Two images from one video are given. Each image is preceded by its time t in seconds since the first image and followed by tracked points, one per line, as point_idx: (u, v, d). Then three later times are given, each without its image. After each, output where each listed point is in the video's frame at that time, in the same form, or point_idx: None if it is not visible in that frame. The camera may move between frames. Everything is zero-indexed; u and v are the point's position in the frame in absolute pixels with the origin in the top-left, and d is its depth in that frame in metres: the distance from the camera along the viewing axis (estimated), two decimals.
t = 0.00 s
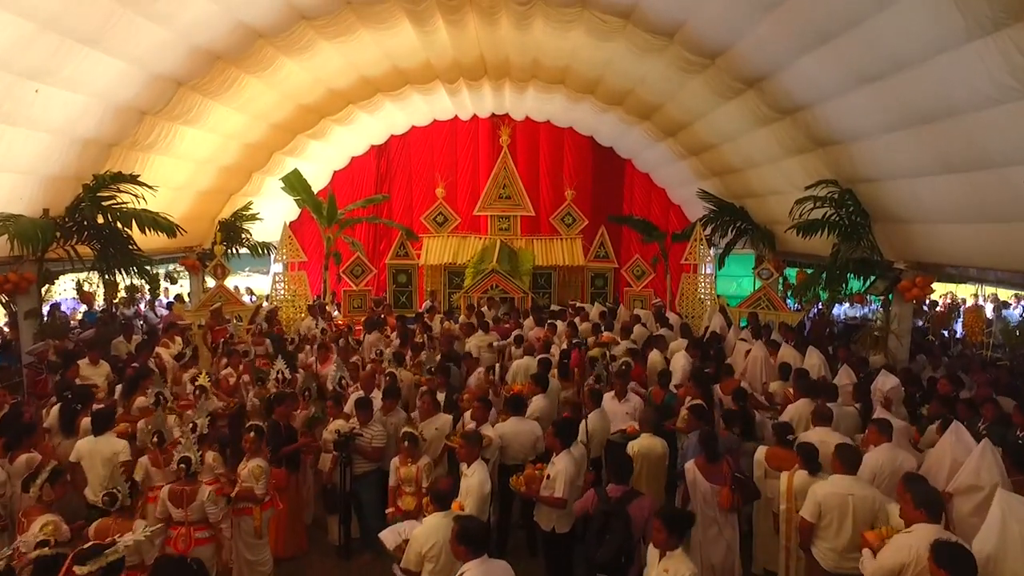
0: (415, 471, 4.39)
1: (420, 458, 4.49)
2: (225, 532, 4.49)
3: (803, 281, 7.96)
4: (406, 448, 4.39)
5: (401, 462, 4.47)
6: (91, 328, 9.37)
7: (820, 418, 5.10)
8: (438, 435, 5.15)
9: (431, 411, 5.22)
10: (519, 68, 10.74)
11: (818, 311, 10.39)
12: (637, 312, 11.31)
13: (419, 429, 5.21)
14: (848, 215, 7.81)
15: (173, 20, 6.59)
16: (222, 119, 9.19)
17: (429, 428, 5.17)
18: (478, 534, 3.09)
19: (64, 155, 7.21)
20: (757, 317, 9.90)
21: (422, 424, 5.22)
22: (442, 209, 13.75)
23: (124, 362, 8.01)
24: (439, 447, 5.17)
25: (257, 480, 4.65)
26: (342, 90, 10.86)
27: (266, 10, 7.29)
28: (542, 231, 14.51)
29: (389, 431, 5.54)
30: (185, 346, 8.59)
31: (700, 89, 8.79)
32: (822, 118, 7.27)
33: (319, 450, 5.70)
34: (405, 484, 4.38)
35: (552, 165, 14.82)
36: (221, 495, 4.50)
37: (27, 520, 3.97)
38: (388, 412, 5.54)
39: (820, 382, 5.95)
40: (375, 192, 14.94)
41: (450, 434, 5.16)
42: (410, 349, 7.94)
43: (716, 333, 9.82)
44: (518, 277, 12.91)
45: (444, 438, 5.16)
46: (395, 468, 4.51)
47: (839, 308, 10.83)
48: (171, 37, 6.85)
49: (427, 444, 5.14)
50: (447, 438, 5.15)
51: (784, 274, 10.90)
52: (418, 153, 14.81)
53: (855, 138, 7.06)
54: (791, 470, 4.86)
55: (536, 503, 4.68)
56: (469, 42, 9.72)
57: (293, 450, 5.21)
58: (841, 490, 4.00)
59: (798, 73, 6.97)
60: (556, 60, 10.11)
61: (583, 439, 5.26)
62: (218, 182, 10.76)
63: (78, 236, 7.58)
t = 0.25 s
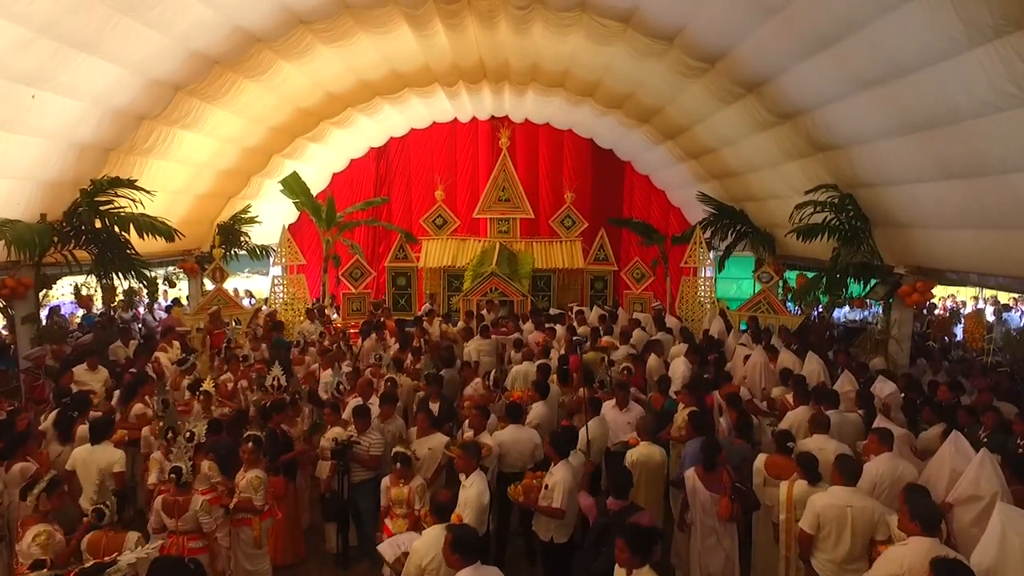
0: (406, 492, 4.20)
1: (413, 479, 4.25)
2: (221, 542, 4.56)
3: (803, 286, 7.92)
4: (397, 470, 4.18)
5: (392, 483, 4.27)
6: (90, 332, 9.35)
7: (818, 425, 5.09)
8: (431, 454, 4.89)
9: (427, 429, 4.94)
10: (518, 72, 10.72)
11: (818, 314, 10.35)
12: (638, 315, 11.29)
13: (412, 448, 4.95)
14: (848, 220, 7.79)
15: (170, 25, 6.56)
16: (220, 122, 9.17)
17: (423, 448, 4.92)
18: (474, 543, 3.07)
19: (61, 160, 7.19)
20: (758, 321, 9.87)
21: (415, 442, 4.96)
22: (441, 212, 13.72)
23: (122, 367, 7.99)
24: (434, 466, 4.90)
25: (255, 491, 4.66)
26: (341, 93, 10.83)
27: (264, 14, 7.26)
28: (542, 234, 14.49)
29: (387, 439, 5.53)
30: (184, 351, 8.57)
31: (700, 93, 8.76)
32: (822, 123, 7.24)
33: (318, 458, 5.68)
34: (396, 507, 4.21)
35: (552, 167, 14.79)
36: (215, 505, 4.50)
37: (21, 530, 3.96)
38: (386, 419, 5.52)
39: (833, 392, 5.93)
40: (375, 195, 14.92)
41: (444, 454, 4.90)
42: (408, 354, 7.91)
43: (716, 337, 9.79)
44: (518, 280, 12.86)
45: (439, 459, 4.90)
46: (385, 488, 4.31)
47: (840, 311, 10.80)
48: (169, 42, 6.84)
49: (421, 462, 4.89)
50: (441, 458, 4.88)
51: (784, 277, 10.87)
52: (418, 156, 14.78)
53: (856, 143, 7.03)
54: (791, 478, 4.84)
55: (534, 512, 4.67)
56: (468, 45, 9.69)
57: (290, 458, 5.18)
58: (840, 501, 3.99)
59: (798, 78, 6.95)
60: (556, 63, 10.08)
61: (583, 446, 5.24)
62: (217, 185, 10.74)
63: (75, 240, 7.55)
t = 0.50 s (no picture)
0: (393, 514, 4.02)
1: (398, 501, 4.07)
2: (217, 547, 4.66)
3: (804, 288, 7.91)
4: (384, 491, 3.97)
5: (379, 503, 4.10)
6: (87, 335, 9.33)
7: (818, 430, 5.06)
8: (426, 465, 4.68)
9: (422, 440, 4.76)
10: (518, 73, 10.68)
11: (818, 316, 10.32)
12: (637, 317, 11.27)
13: (407, 459, 4.75)
14: (848, 222, 7.76)
15: (169, 27, 6.54)
16: (219, 125, 9.15)
17: (418, 458, 4.70)
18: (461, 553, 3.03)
19: (58, 163, 7.16)
20: (757, 324, 9.85)
21: (410, 453, 4.75)
22: (441, 213, 13.69)
23: (119, 370, 7.97)
24: (428, 478, 4.69)
25: (253, 497, 4.64)
26: (340, 95, 10.80)
27: (263, 16, 7.23)
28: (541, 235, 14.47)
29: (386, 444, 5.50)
30: (182, 355, 8.55)
31: (700, 95, 8.73)
32: (823, 126, 7.21)
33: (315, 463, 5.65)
34: (384, 527, 4.02)
35: (551, 169, 14.76)
36: (212, 512, 4.57)
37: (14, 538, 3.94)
38: (383, 423, 5.50)
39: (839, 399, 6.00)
40: (374, 196, 14.89)
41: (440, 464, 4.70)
42: (407, 357, 7.89)
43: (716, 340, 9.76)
44: (517, 282, 12.82)
45: (434, 470, 4.68)
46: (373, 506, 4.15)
47: (840, 313, 10.78)
48: (167, 44, 6.81)
49: (414, 474, 4.69)
50: (436, 469, 4.67)
51: (784, 279, 10.84)
52: (417, 157, 14.75)
53: (856, 146, 7.01)
54: (789, 484, 4.84)
55: (532, 518, 4.66)
56: (467, 47, 9.66)
57: (287, 463, 5.16)
58: (838, 508, 3.97)
59: (798, 81, 6.93)
60: (555, 65, 10.05)
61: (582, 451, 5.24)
62: (215, 187, 10.71)
63: (73, 243, 7.52)
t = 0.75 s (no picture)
0: (370, 541, 3.75)
1: (374, 525, 3.81)
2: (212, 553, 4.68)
3: (804, 291, 7.90)
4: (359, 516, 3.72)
5: (354, 531, 3.81)
6: (84, 337, 9.29)
7: (819, 434, 5.01)
8: (419, 483, 4.53)
9: (415, 454, 4.60)
10: (517, 74, 10.64)
11: (819, 317, 10.28)
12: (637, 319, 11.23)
13: (400, 475, 4.60)
14: (848, 224, 7.72)
15: (165, 28, 6.50)
16: (216, 126, 9.11)
17: (410, 475, 4.56)
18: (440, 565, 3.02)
19: (54, 165, 7.11)
20: (758, 326, 9.81)
21: (402, 469, 4.59)
22: (440, 214, 13.65)
23: (116, 373, 7.92)
24: (422, 495, 4.55)
25: (249, 504, 4.61)
26: (338, 96, 10.77)
27: (259, 17, 7.20)
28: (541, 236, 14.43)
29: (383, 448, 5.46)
30: (180, 357, 8.51)
31: (700, 96, 8.69)
32: (823, 127, 7.16)
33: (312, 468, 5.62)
34: (360, 556, 3.76)
35: (551, 170, 14.72)
36: (207, 518, 4.48)
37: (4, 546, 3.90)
38: (380, 427, 5.46)
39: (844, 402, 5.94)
40: (373, 197, 14.85)
41: (433, 481, 4.54)
42: (405, 359, 7.85)
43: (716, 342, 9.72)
44: (516, 283, 12.76)
45: (427, 487, 4.53)
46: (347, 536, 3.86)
47: (840, 315, 10.75)
48: (163, 45, 6.77)
49: (407, 491, 4.57)
50: (429, 486, 4.52)
51: (783, 281, 10.80)
52: (416, 158, 14.71)
53: (857, 147, 6.96)
54: (789, 489, 4.82)
55: (530, 525, 4.63)
56: (466, 48, 9.62)
57: (283, 469, 5.12)
58: (837, 515, 3.93)
59: (799, 82, 6.89)
60: (554, 66, 10.01)
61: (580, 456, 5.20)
62: (213, 189, 10.66)
63: (69, 245, 7.48)
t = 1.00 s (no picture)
0: (350, 565, 3.57)
1: (355, 551, 3.67)
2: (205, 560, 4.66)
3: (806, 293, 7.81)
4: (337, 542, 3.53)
5: (333, 555, 3.64)
6: (80, 339, 9.21)
7: (822, 439, 4.93)
8: (410, 502, 4.37)
9: (405, 473, 4.41)
10: (516, 73, 10.57)
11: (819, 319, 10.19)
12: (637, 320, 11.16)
13: (389, 494, 4.42)
14: (850, 225, 7.64)
15: (158, 27, 6.42)
16: (213, 126, 9.04)
17: (400, 494, 4.39)
18: None
19: (47, 165, 7.04)
20: (759, 327, 9.73)
21: (392, 488, 4.42)
22: (439, 214, 13.57)
23: (110, 375, 7.84)
24: (414, 514, 4.39)
25: (242, 509, 4.54)
26: (336, 95, 10.68)
27: (254, 16, 7.12)
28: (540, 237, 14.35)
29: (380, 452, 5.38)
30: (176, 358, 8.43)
31: (700, 96, 8.61)
32: (825, 127, 7.08)
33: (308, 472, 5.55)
34: None
35: (550, 170, 14.64)
36: (200, 524, 4.60)
37: None
38: (377, 431, 5.39)
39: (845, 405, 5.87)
40: (371, 197, 14.77)
41: (425, 499, 4.39)
42: (402, 361, 7.77)
43: (717, 344, 9.64)
44: (515, 284, 12.68)
45: (419, 507, 4.38)
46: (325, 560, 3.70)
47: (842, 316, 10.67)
48: (157, 44, 6.69)
49: (398, 511, 4.38)
50: (421, 506, 4.37)
51: (784, 282, 10.72)
52: (415, 158, 14.63)
53: (859, 147, 6.88)
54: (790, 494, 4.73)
55: (528, 532, 4.55)
56: (464, 47, 9.54)
57: (277, 473, 5.04)
58: (839, 523, 3.86)
59: (800, 82, 6.81)
60: (553, 65, 9.94)
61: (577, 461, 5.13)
62: (209, 189, 10.58)
63: (64, 246, 7.40)
